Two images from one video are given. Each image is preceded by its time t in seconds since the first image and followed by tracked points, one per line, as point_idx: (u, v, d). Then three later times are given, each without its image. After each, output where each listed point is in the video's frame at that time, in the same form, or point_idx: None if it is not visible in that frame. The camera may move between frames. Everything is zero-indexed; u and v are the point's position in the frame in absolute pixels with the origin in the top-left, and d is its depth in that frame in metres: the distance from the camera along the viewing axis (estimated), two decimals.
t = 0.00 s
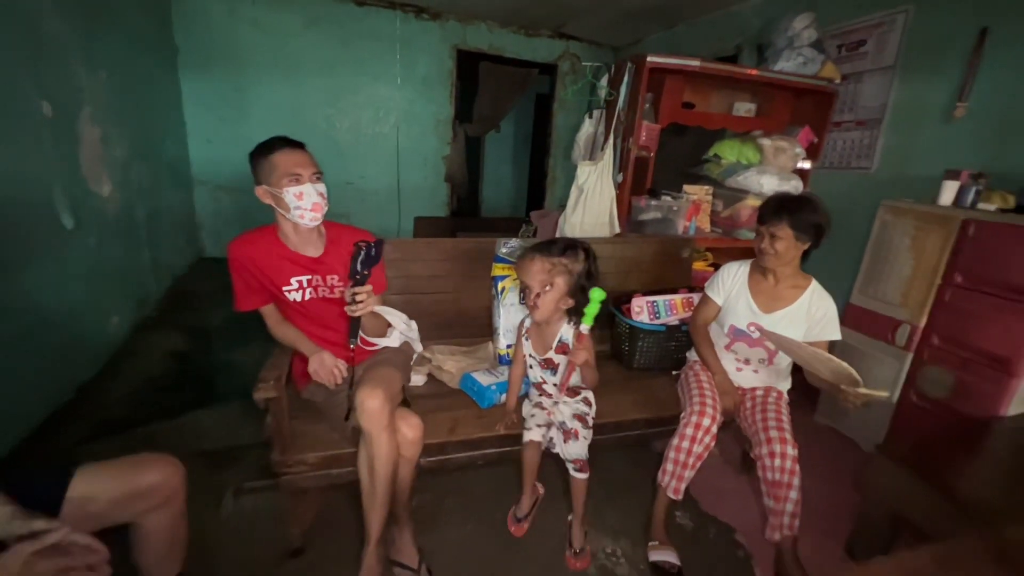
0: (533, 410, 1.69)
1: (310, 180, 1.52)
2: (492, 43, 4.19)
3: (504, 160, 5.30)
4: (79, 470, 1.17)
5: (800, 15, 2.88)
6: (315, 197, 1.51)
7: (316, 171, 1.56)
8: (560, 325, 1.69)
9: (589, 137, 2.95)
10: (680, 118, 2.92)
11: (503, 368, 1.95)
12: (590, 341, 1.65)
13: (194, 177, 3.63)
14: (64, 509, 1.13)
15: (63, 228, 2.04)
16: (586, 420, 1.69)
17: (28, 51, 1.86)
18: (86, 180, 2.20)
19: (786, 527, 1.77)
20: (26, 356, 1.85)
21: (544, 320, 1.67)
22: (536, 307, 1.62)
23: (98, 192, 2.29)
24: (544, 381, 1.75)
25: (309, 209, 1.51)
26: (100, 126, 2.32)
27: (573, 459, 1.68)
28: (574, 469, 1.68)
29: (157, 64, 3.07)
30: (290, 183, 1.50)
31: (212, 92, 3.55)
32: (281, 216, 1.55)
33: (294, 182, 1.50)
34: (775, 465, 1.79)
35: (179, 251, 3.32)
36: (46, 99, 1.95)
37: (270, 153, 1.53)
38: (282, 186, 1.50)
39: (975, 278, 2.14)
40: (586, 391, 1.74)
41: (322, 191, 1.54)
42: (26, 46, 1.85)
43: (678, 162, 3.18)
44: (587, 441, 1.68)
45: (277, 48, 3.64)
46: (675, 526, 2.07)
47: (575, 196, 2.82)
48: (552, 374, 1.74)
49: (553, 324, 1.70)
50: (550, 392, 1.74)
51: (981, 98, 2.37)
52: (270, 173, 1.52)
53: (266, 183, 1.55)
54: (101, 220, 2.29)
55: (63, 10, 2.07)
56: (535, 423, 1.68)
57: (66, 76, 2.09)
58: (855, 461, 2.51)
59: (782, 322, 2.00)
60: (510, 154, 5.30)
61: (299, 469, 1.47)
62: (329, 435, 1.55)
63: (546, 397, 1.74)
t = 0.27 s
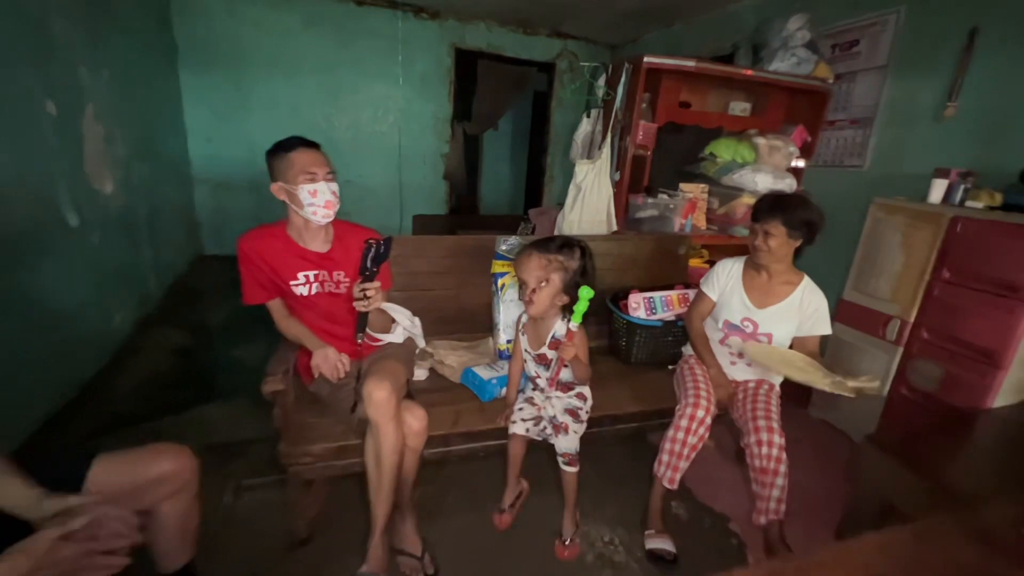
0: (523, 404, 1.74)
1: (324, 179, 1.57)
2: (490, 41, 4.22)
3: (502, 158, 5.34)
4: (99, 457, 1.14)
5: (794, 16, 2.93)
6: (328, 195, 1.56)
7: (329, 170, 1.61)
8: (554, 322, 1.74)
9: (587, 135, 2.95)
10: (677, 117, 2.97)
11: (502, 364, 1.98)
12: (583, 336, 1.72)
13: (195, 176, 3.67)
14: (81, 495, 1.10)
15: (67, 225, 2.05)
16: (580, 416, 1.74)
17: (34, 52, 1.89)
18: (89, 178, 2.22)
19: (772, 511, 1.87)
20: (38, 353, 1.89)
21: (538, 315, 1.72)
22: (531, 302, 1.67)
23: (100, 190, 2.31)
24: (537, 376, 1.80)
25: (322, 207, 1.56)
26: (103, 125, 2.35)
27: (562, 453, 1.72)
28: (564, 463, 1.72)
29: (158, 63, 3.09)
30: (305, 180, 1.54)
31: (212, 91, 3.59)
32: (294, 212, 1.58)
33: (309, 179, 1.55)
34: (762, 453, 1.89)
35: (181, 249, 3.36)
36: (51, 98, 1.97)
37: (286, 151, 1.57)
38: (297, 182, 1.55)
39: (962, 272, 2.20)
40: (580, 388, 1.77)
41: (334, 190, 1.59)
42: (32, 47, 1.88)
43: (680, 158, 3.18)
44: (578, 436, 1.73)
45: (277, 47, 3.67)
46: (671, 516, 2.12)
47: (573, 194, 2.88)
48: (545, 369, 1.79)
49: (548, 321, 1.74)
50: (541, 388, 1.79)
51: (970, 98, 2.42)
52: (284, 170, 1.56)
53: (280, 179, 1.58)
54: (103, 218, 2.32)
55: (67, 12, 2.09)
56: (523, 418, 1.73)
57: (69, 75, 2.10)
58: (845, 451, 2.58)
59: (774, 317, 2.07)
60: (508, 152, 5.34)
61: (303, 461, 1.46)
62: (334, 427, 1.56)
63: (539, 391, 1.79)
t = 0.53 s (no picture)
0: (528, 397, 1.77)
1: (343, 173, 1.62)
2: (498, 36, 4.25)
3: (511, 153, 5.38)
4: (122, 441, 1.17)
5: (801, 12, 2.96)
6: (346, 189, 1.61)
7: (348, 165, 1.65)
8: (557, 315, 1.74)
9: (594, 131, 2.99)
10: (683, 113, 3.03)
11: (510, 356, 2.03)
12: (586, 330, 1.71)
13: (208, 171, 3.73)
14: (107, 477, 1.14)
15: (88, 220, 2.12)
16: (585, 408, 1.76)
17: (57, 52, 1.95)
18: (109, 174, 2.28)
19: (773, 500, 1.92)
20: (64, 342, 1.95)
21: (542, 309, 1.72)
22: (535, 296, 1.68)
23: (118, 186, 2.37)
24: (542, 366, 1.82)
25: (340, 200, 1.60)
26: (121, 122, 2.41)
27: (568, 445, 1.77)
28: (570, 454, 1.77)
29: (173, 61, 3.15)
30: (325, 174, 1.59)
31: (225, 88, 3.65)
32: (312, 205, 1.63)
33: (329, 174, 1.60)
34: (764, 443, 1.93)
35: (196, 244, 3.42)
36: (73, 96, 2.04)
37: (308, 146, 1.62)
38: (317, 175, 1.60)
39: (966, 268, 2.22)
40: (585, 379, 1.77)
41: (352, 185, 1.64)
42: (55, 47, 1.94)
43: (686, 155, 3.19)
44: (582, 428, 1.76)
45: (288, 44, 3.72)
46: (674, 505, 2.17)
47: (580, 190, 2.87)
48: (548, 361, 1.79)
49: (551, 314, 1.74)
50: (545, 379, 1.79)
51: (978, 94, 2.44)
52: (305, 165, 1.61)
53: (300, 173, 1.63)
54: (121, 213, 2.38)
55: (88, 12, 2.16)
56: (529, 410, 1.76)
57: (90, 74, 2.16)
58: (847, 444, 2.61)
59: (778, 312, 2.09)
60: (516, 147, 5.37)
61: (319, 446, 1.54)
62: (349, 415, 1.63)
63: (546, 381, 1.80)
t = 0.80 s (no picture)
0: (540, 389, 1.82)
1: (368, 166, 1.68)
2: (520, 32, 4.24)
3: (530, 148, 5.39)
4: (158, 416, 1.25)
5: (826, 8, 2.97)
6: (371, 182, 1.66)
7: (372, 158, 1.71)
8: (573, 310, 1.76)
9: (612, 126, 3.04)
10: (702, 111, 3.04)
11: (523, 347, 2.08)
12: (601, 329, 1.73)
13: (234, 164, 3.81)
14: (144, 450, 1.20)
15: (124, 211, 2.21)
16: (597, 402, 1.79)
17: (98, 49, 2.03)
18: (143, 167, 2.37)
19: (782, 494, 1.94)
20: (102, 327, 2.03)
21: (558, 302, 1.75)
22: (552, 289, 1.71)
23: (151, 178, 2.45)
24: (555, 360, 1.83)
25: (365, 192, 1.66)
26: (154, 117, 2.49)
27: (582, 439, 1.82)
28: (584, 448, 1.82)
29: (202, 57, 3.22)
30: (351, 167, 1.65)
31: (252, 83, 3.73)
32: (338, 197, 1.69)
33: (354, 166, 1.65)
34: (774, 438, 1.95)
35: (222, 235, 3.51)
36: (112, 92, 2.12)
37: (335, 140, 1.68)
38: (343, 168, 1.65)
39: (988, 269, 2.21)
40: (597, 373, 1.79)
41: (377, 177, 1.69)
42: (96, 45, 2.02)
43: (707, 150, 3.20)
44: (595, 422, 1.80)
45: (313, 40, 3.78)
46: (684, 498, 2.20)
47: (597, 186, 2.91)
48: (562, 354, 1.80)
49: (567, 308, 1.77)
50: (557, 373, 1.81)
51: (1008, 91, 2.41)
52: (332, 158, 1.67)
53: (328, 165, 1.69)
54: (154, 204, 2.47)
55: (126, 11, 2.24)
56: (542, 401, 1.82)
57: (127, 70, 2.24)
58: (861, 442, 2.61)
59: (792, 309, 2.10)
60: (535, 143, 5.37)
61: (340, 429, 1.61)
62: (368, 400, 1.70)
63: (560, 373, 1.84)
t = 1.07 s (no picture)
0: (562, 387, 1.86)
1: (394, 169, 1.74)
2: (545, 32, 4.27)
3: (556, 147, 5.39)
4: (202, 401, 1.33)
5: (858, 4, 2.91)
6: (397, 184, 1.73)
7: (399, 161, 1.77)
8: (601, 307, 1.81)
9: (637, 126, 3.15)
10: (727, 110, 3.09)
11: (545, 344, 2.13)
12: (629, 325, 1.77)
13: (269, 165, 3.94)
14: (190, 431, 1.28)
15: (168, 209, 2.33)
16: (617, 398, 1.83)
17: (146, 57, 2.14)
18: (185, 167, 2.48)
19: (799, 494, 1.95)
20: (150, 317, 2.15)
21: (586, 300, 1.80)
22: (581, 287, 1.76)
23: (193, 178, 2.56)
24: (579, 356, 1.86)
25: (391, 193, 1.73)
26: (196, 119, 2.60)
27: (608, 435, 1.83)
28: (611, 444, 1.83)
29: (240, 61, 3.34)
30: (378, 170, 1.72)
31: (285, 85, 3.85)
32: (367, 198, 1.77)
33: (381, 169, 1.72)
34: (793, 438, 1.96)
35: (257, 233, 3.62)
36: (158, 97, 2.24)
37: (363, 144, 1.76)
38: (370, 171, 1.72)
39: None
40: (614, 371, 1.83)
41: (403, 179, 1.75)
42: (144, 53, 2.13)
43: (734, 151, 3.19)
44: (620, 419, 1.83)
45: (343, 43, 3.88)
46: (702, 496, 2.22)
47: (620, 185, 2.95)
48: (585, 350, 1.84)
49: (595, 305, 1.82)
50: (580, 369, 1.85)
51: None
52: (361, 161, 1.74)
53: (357, 169, 1.77)
54: (195, 203, 2.59)
55: (171, 19, 2.35)
56: (563, 399, 1.87)
57: (172, 76, 2.35)
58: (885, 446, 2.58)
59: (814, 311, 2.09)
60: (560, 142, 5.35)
61: (367, 418, 1.69)
62: (392, 392, 1.77)
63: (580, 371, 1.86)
